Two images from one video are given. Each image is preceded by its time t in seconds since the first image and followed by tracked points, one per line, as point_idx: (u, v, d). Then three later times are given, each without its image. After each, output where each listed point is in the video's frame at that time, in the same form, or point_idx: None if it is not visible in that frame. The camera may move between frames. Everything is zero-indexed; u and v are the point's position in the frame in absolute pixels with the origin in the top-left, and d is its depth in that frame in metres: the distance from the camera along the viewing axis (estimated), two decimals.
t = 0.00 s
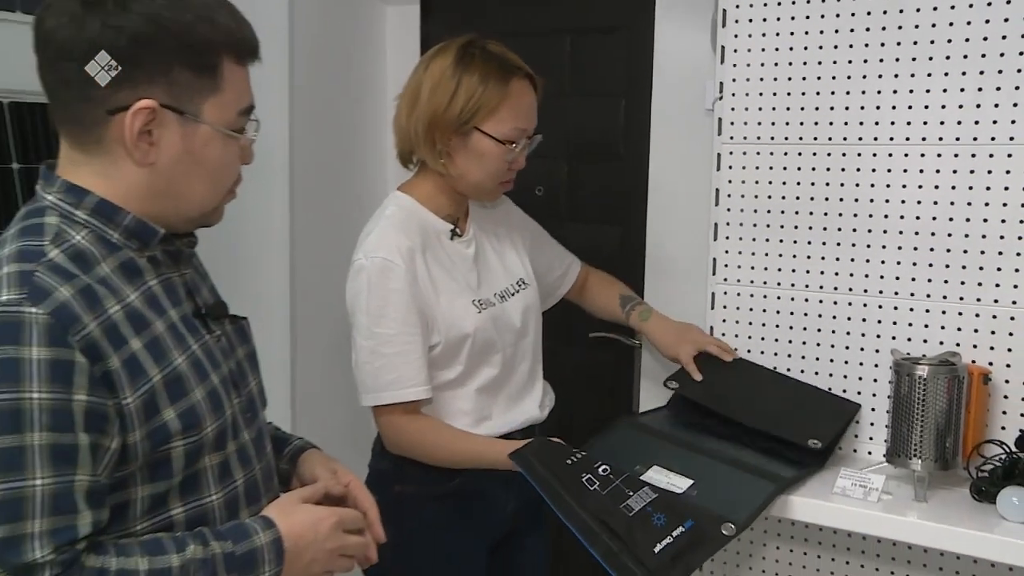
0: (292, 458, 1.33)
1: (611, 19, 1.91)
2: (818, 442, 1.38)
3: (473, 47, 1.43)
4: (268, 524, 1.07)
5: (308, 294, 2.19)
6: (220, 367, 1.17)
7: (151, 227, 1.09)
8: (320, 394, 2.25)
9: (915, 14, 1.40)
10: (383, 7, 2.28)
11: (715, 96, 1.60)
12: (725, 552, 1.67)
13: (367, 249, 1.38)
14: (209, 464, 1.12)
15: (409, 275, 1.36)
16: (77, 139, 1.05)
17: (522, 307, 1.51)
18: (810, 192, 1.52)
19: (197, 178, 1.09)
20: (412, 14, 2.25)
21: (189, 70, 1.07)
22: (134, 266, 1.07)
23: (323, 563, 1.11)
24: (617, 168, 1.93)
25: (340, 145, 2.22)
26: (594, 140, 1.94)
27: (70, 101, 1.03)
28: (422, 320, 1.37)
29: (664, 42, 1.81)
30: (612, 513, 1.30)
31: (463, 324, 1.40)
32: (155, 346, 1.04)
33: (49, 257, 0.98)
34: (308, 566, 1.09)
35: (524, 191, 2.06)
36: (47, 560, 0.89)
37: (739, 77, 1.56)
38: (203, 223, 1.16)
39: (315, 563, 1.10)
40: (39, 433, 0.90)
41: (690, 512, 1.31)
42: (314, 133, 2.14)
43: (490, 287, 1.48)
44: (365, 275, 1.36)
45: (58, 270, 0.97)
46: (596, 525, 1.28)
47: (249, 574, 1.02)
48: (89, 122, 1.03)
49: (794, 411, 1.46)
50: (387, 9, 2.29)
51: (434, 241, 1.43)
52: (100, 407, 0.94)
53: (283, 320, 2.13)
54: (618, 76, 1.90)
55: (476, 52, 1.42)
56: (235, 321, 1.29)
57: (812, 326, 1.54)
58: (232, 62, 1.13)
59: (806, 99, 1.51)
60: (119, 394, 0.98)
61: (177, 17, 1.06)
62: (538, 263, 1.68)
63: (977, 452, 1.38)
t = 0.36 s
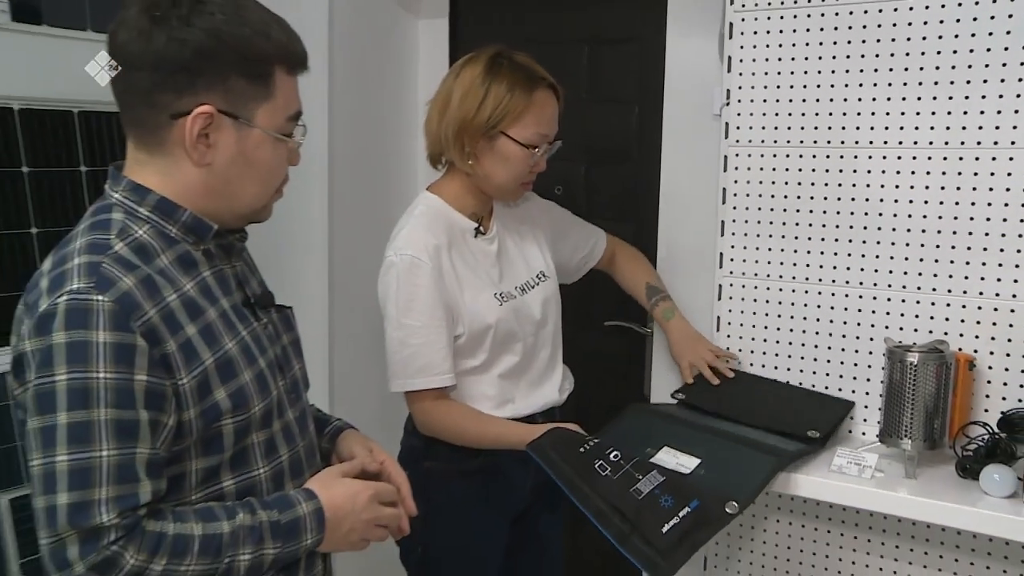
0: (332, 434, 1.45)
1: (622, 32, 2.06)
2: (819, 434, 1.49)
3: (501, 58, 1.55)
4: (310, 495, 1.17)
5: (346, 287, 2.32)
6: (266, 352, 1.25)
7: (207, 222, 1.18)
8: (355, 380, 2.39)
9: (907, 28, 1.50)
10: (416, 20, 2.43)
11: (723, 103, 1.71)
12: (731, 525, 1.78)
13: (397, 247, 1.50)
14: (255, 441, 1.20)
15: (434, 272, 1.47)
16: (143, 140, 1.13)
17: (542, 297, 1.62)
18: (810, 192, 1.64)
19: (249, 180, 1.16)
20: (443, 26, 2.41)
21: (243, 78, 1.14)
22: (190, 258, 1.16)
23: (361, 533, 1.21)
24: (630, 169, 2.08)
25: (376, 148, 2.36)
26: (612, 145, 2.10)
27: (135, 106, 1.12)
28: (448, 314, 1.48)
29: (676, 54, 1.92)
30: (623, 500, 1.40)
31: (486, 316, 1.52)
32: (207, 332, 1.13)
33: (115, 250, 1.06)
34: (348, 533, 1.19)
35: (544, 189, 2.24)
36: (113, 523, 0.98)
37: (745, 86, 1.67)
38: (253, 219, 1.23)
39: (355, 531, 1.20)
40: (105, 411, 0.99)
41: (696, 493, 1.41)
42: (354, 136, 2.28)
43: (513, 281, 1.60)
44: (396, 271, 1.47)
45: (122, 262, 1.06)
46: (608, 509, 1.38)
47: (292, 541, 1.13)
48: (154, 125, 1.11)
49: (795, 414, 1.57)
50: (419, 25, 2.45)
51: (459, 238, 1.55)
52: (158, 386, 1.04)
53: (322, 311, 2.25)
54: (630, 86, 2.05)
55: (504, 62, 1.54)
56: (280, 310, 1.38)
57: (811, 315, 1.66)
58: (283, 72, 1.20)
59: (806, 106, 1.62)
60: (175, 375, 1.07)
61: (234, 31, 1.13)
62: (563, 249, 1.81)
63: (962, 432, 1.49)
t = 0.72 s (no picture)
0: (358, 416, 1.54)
1: (633, 40, 2.19)
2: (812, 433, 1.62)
3: (514, 60, 1.65)
4: (338, 471, 1.20)
5: (372, 278, 2.43)
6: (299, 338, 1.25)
7: (244, 218, 1.18)
8: (381, 365, 2.50)
9: (900, 35, 1.59)
10: (437, 29, 2.56)
11: (727, 105, 1.80)
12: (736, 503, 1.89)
13: (420, 237, 1.59)
14: (288, 422, 1.21)
15: (456, 260, 1.57)
16: (183, 138, 1.14)
17: (557, 291, 1.72)
18: (809, 190, 1.73)
19: (283, 177, 1.16)
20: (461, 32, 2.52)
21: (279, 83, 1.13)
22: (228, 250, 1.16)
23: (387, 508, 1.24)
24: (638, 169, 2.21)
25: (400, 147, 2.48)
26: (623, 146, 2.22)
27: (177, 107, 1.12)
28: (468, 301, 1.58)
29: (678, 55, 2.01)
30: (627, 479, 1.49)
31: (504, 304, 1.62)
32: (245, 319, 1.14)
33: (159, 242, 1.09)
34: (375, 509, 1.22)
35: (557, 185, 2.34)
36: (159, 496, 1.02)
37: (747, 89, 1.76)
38: (287, 214, 1.23)
39: (382, 505, 1.23)
40: (151, 391, 1.02)
41: (694, 479, 1.52)
42: (381, 135, 2.39)
43: (530, 272, 1.70)
44: (420, 259, 1.57)
45: (165, 252, 1.08)
46: (611, 486, 1.46)
47: (323, 514, 1.16)
48: (194, 126, 1.11)
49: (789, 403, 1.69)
50: (439, 32, 2.57)
51: (479, 231, 1.65)
52: (199, 369, 1.07)
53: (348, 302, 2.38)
54: (641, 88, 2.19)
55: (518, 64, 1.64)
56: (312, 299, 1.39)
57: (809, 307, 1.75)
58: (316, 77, 1.19)
59: (805, 108, 1.71)
60: (214, 359, 1.09)
61: (272, 38, 1.12)
62: (574, 254, 1.92)
63: (950, 416, 1.59)
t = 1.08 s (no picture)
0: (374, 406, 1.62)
1: (631, 50, 2.29)
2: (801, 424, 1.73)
3: (518, 69, 1.75)
4: (354, 458, 1.20)
5: (384, 277, 2.54)
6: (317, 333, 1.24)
7: (266, 218, 1.18)
8: (393, 353, 2.61)
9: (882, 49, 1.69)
10: (446, 40, 2.68)
11: (720, 113, 1.91)
12: (733, 488, 2.01)
13: (430, 232, 1.68)
14: (307, 412, 1.20)
15: (463, 256, 1.66)
16: (208, 142, 1.14)
17: (558, 289, 1.81)
18: (797, 193, 1.83)
19: (304, 180, 1.16)
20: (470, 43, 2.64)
21: (300, 91, 1.13)
22: (251, 250, 1.16)
23: (400, 494, 1.24)
24: (637, 172, 2.30)
25: (408, 151, 2.58)
26: (620, 150, 2.32)
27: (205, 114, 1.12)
28: (474, 295, 1.67)
29: (676, 65, 2.12)
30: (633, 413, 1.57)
31: (509, 297, 1.71)
32: (267, 314, 1.14)
33: (187, 241, 1.09)
34: (391, 494, 1.22)
35: (561, 189, 2.46)
36: (186, 480, 1.01)
37: (739, 98, 1.87)
38: (308, 215, 1.22)
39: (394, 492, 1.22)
40: (179, 381, 1.01)
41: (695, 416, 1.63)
42: (388, 141, 2.49)
43: (533, 268, 1.79)
44: (429, 254, 1.66)
45: (192, 251, 1.08)
46: (616, 417, 1.56)
47: (341, 499, 1.15)
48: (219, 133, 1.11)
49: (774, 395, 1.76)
50: (449, 44, 2.68)
51: (486, 229, 1.74)
52: (224, 361, 1.06)
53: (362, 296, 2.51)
54: (639, 95, 2.28)
55: (521, 72, 1.74)
56: (329, 297, 1.38)
57: (798, 303, 1.85)
58: (335, 85, 1.18)
59: (794, 116, 1.81)
60: (238, 352, 1.09)
61: (295, 49, 1.12)
62: (574, 258, 2.01)
63: (929, 407, 1.69)
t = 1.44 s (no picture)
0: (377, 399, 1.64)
1: (631, 47, 2.30)
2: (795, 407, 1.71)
3: (520, 66, 1.77)
4: (360, 450, 1.21)
5: (385, 271, 2.56)
6: (322, 325, 1.25)
7: (273, 213, 1.20)
8: (394, 348, 2.62)
9: (878, 46, 1.71)
10: (448, 38, 2.69)
11: (719, 109, 1.93)
12: (733, 482, 2.03)
13: (432, 224, 1.70)
14: (313, 404, 1.21)
15: (464, 248, 1.67)
16: (217, 138, 1.15)
17: (557, 283, 1.83)
18: (795, 188, 1.85)
19: (310, 175, 1.18)
20: (472, 41, 2.65)
21: (307, 88, 1.14)
22: (257, 244, 1.18)
23: (404, 487, 1.25)
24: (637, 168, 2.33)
25: (410, 148, 2.60)
26: (620, 146, 2.34)
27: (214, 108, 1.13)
28: (474, 288, 1.68)
29: (676, 61, 2.13)
30: (628, 379, 1.61)
31: (510, 289, 1.72)
32: (273, 307, 1.15)
33: (195, 235, 1.11)
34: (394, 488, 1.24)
35: (562, 184, 2.48)
36: (193, 470, 1.03)
37: (738, 94, 1.89)
38: (315, 211, 1.24)
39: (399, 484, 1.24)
40: (186, 372, 1.03)
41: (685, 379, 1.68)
42: (391, 138, 2.51)
43: (532, 260, 1.81)
44: (431, 244, 1.67)
45: (200, 245, 1.10)
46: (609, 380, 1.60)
47: (345, 492, 1.16)
48: (227, 126, 1.13)
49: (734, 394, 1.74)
50: (450, 41, 2.70)
51: (487, 223, 1.75)
52: (230, 353, 1.08)
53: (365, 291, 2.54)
54: (639, 92, 2.30)
55: (524, 69, 1.76)
56: (334, 291, 1.39)
57: (795, 298, 1.87)
58: (341, 83, 1.19)
59: (791, 112, 1.83)
60: (244, 343, 1.10)
61: (302, 47, 1.13)
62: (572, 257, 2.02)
63: (924, 400, 1.70)
